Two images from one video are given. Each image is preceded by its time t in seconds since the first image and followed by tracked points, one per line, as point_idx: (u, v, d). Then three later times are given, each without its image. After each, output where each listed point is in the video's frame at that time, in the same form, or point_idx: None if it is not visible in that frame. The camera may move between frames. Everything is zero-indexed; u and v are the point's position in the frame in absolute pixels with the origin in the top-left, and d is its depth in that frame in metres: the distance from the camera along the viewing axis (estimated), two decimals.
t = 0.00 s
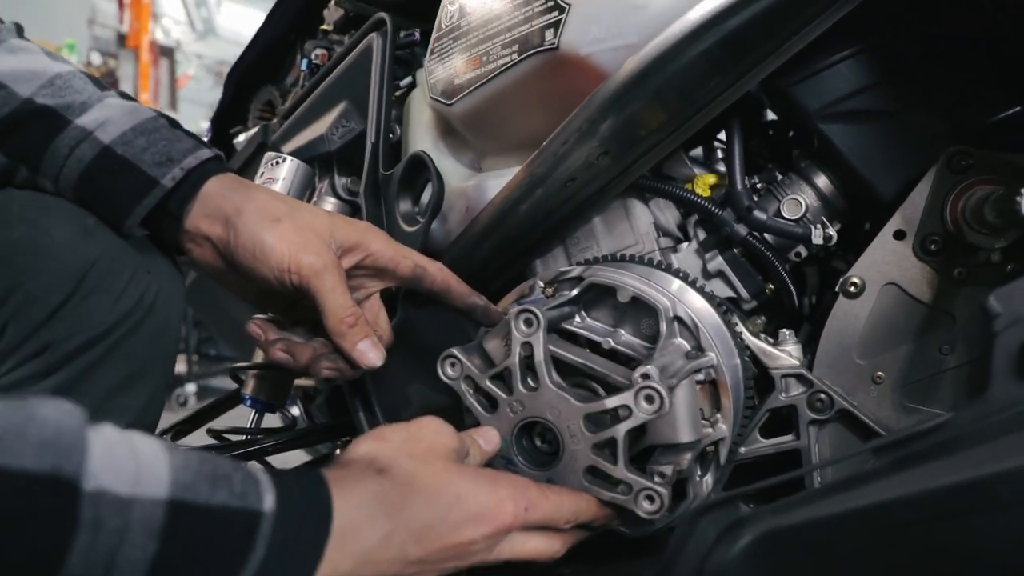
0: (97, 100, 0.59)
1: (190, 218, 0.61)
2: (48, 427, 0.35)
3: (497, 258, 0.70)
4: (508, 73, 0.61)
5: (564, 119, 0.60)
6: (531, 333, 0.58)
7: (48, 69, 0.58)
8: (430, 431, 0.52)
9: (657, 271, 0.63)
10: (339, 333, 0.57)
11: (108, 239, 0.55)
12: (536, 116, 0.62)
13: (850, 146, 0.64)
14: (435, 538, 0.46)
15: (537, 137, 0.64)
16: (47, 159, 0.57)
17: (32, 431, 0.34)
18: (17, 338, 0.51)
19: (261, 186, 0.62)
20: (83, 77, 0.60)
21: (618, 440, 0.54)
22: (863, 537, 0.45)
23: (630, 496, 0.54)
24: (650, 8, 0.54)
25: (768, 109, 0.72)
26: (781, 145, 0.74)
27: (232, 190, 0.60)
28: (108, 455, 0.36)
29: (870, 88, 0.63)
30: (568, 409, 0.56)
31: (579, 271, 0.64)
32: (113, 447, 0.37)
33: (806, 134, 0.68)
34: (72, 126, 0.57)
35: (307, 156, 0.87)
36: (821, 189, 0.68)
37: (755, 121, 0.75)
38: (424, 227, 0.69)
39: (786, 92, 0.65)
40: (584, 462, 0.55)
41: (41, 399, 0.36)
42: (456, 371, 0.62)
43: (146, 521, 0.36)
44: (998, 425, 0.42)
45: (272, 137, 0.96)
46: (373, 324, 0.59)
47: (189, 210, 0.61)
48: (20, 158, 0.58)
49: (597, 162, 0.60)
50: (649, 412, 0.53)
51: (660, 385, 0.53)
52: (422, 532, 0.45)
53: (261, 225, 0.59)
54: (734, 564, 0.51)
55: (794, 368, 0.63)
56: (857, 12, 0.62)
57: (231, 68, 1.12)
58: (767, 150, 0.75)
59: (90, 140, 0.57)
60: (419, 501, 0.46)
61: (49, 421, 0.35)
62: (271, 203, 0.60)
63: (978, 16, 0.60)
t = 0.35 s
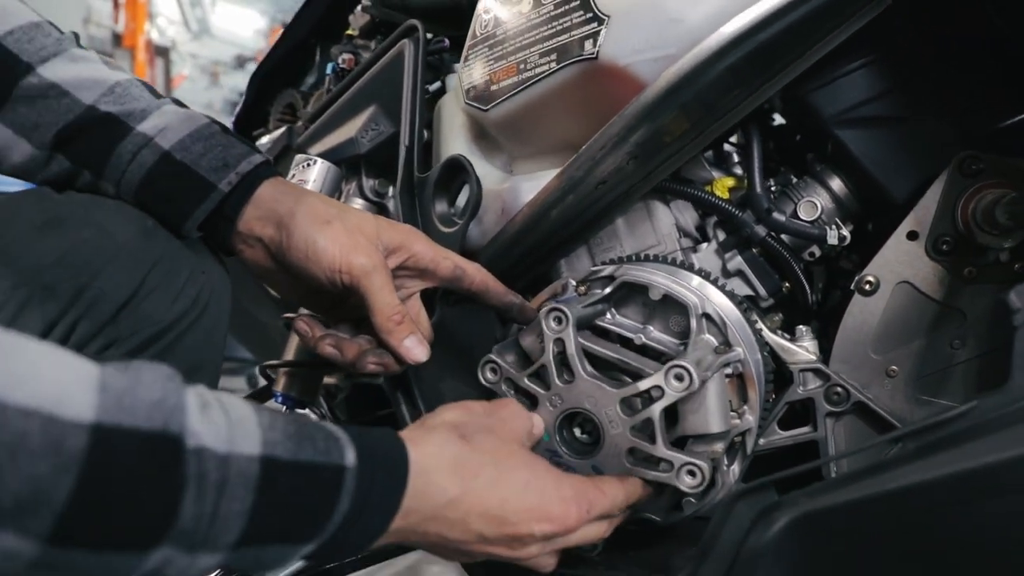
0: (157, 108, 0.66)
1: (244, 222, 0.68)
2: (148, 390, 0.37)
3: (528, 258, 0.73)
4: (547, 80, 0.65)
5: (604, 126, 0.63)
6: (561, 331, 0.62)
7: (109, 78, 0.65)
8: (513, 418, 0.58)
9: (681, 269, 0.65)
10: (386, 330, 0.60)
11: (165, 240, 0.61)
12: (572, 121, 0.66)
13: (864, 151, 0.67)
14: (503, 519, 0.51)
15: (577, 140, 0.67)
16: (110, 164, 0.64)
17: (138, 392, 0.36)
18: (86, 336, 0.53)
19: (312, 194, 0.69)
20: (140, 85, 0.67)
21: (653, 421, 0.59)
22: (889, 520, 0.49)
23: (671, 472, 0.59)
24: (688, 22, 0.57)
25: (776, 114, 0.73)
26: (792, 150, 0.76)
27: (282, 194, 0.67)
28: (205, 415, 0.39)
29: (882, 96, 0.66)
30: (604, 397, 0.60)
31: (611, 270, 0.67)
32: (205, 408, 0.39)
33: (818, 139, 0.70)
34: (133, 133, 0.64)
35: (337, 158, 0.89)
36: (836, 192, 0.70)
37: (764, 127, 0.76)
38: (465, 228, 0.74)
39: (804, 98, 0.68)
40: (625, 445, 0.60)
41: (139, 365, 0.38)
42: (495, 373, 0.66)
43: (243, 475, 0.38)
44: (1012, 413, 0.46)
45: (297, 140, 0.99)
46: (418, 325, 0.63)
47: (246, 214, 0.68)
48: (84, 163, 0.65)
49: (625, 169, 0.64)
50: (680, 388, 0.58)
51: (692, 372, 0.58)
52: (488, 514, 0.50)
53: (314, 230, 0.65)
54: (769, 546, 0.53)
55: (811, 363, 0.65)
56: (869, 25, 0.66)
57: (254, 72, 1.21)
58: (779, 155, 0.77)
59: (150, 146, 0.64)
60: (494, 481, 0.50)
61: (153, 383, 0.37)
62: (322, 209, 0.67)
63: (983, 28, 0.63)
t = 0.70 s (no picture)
0: (181, 112, 0.75)
1: (269, 225, 0.77)
2: (192, 355, 0.40)
3: (537, 259, 0.75)
4: (562, 87, 0.68)
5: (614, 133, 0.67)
6: (566, 332, 0.67)
7: (135, 84, 0.75)
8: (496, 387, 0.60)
9: (685, 269, 0.68)
10: (409, 330, 0.68)
11: (190, 241, 0.68)
12: (583, 127, 0.69)
13: (860, 157, 0.70)
14: (513, 461, 0.52)
15: (589, 145, 0.71)
16: (139, 164, 0.73)
17: (183, 361, 0.39)
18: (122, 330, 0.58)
19: (338, 198, 0.76)
20: (164, 90, 0.76)
21: (664, 401, 0.64)
22: (889, 504, 0.52)
23: (688, 447, 0.63)
24: (698, 33, 0.60)
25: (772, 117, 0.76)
26: (789, 155, 0.79)
27: (302, 196, 0.75)
28: (241, 381, 0.42)
29: (876, 104, 0.69)
30: (615, 385, 0.65)
31: (619, 271, 0.69)
32: (242, 373, 0.42)
33: (816, 146, 0.73)
34: (161, 135, 0.73)
35: (347, 161, 0.92)
36: (832, 195, 0.73)
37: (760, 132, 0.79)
38: (480, 230, 0.77)
39: (803, 105, 0.71)
40: (642, 427, 0.64)
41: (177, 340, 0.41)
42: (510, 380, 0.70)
43: (281, 429, 0.41)
44: (1005, 405, 0.49)
45: (305, 144, 1.02)
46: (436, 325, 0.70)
47: (277, 216, 0.76)
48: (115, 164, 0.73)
49: (632, 174, 0.66)
50: (683, 367, 0.63)
51: (695, 355, 0.62)
52: (495, 457, 0.52)
53: (341, 232, 0.73)
54: (776, 529, 0.56)
55: (810, 359, 0.68)
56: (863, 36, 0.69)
57: (264, 75, 1.27)
58: (775, 161, 0.79)
59: (177, 148, 0.73)
60: (488, 425, 0.53)
61: (193, 352, 0.40)
62: (348, 213, 0.74)
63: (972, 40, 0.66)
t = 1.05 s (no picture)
0: (184, 111, 0.76)
1: (269, 222, 0.78)
2: (210, 359, 0.42)
3: (532, 256, 0.76)
4: (558, 86, 0.69)
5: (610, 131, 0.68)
6: (586, 322, 0.68)
7: (139, 83, 0.75)
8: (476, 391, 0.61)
9: (678, 263, 0.69)
10: (407, 324, 0.69)
11: (192, 238, 0.70)
12: (578, 125, 0.71)
13: (849, 156, 0.72)
14: (501, 454, 0.55)
15: (583, 143, 0.72)
16: (142, 162, 0.74)
17: (202, 362, 0.42)
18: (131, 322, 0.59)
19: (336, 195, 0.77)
20: (167, 89, 0.77)
21: (665, 410, 0.65)
22: (883, 493, 0.53)
23: (677, 458, 0.65)
24: (693, 34, 0.61)
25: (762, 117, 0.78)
26: (778, 153, 0.80)
27: (303, 193, 0.77)
28: (252, 383, 0.44)
29: (867, 103, 0.71)
30: (623, 386, 0.66)
31: (615, 266, 0.70)
32: (253, 378, 0.44)
33: (806, 143, 0.74)
34: (165, 133, 0.74)
35: (342, 159, 0.93)
36: (822, 192, 0.75)
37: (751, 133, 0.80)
38: (477, 227, 0.77)
39: (794, 104, 0.72)
40: (637, 431, 0.66)
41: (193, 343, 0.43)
42: (519, 356, 0.72)
43: (289, 428, 0.43)
44: (991, 392, 0.50)
45: (300, 141, 1.02)
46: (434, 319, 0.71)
47: (277, 214, 0.77)
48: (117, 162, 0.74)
49: (626, 172, 0.67)
50: (693, 383, 0.63)
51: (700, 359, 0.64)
52: (483, 452, 0.54)
53: (340, 228, 0.74)
54: (771, 517, 0.58)
55: (801, 354, 0.69)
56: (852, 37, 0.70)
57: (257, 73, 1.27)
58: (766, 159, 0.81)
59: (181, 146, 0.74)
60: (470, 424, 0.54)
61: (209, 354, 0.42)
62: (346, 209, 0.76)
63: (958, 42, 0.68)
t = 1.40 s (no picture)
0: (162, 110, 0.76)
1: (247, 221, 0.79)
2: (194, 367, 0.43)
3: (512, 253, 0.77)
4: (535, 84, 0.69)
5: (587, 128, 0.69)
6: (552, 319, 0.68)
7: (117, 81, 0.75)
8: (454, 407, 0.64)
9: (656, 260, 0.70)
10: (388, 317, 0.70)
11: (169, 235, 0.70)
12: (556, 122, 0.71)
13: (826, 153, 0.73)
14: (466, 458, 0.55)
15: (560, 141, 0.72)
16: (119, 161, 0.73)
17: (185, 369, 0.42)
18: (102, 320, 0.60)
19: (315, 193, 0.78)
20: (145, 88, 0.77)
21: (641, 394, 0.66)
22: (857, 484, 0.54)
23: (659, 440, 0.65)
24: (669, 32, 0.62)
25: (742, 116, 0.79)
26: (757, 152, 0.82)
27: (283, 192, 0.78)
28: (230, 389, 0.44)
29: (843, 101, 0.72)
30: (595, 376, 0.67)
31: (594, 263, 0.71)
32: (236, 386, 0.45)
33: (784, 141, 0.76)
34: (143, 132, 0.73)
35: (323, 157, 0.93)
36: (799, 190, 0.76)
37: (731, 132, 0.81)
38: (456, 224, 0.78)
39: (771, 103, 0.73)
40: (616, 418, 0.66)
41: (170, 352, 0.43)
42: (491, 363, 0.72)
43: (267, 431, 0.44)
44: (962, 382, 0.51)
45: (281, 139, 1.02)
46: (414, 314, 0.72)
47: (256, 213, 0.78)
48: (96, 159, 0.73)
49: (606, 168, 0.68)
50: (662, 363, 0.64)
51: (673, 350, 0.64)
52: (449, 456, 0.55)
53: (320, 225, 0.75)
54: (747, 509, 0.58)
55: (778, 349, 0.70)
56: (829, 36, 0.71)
57: (238, 71, 1.27)
58: (745, 158, 0.82)
59: (159, 145, 0.73)
60: (438, 430, 0.56)
61: (191, 362, 0.43)
62: (326, 206, 0.76)
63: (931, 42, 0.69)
